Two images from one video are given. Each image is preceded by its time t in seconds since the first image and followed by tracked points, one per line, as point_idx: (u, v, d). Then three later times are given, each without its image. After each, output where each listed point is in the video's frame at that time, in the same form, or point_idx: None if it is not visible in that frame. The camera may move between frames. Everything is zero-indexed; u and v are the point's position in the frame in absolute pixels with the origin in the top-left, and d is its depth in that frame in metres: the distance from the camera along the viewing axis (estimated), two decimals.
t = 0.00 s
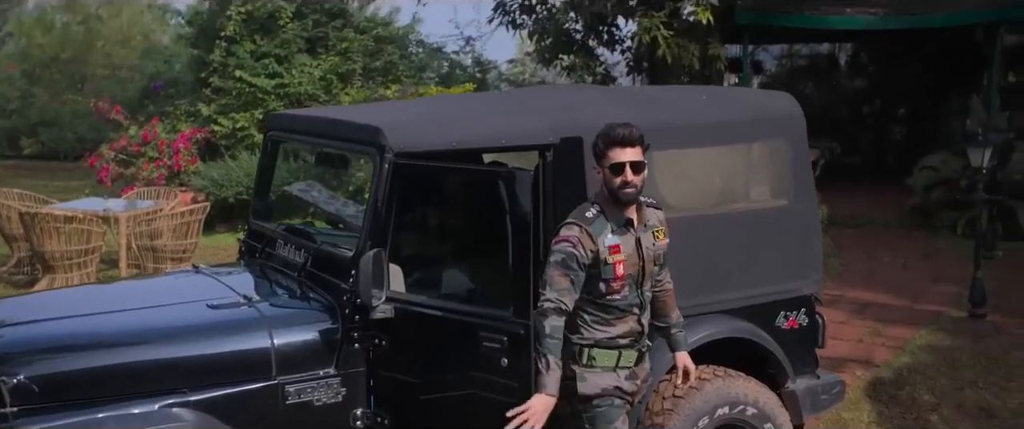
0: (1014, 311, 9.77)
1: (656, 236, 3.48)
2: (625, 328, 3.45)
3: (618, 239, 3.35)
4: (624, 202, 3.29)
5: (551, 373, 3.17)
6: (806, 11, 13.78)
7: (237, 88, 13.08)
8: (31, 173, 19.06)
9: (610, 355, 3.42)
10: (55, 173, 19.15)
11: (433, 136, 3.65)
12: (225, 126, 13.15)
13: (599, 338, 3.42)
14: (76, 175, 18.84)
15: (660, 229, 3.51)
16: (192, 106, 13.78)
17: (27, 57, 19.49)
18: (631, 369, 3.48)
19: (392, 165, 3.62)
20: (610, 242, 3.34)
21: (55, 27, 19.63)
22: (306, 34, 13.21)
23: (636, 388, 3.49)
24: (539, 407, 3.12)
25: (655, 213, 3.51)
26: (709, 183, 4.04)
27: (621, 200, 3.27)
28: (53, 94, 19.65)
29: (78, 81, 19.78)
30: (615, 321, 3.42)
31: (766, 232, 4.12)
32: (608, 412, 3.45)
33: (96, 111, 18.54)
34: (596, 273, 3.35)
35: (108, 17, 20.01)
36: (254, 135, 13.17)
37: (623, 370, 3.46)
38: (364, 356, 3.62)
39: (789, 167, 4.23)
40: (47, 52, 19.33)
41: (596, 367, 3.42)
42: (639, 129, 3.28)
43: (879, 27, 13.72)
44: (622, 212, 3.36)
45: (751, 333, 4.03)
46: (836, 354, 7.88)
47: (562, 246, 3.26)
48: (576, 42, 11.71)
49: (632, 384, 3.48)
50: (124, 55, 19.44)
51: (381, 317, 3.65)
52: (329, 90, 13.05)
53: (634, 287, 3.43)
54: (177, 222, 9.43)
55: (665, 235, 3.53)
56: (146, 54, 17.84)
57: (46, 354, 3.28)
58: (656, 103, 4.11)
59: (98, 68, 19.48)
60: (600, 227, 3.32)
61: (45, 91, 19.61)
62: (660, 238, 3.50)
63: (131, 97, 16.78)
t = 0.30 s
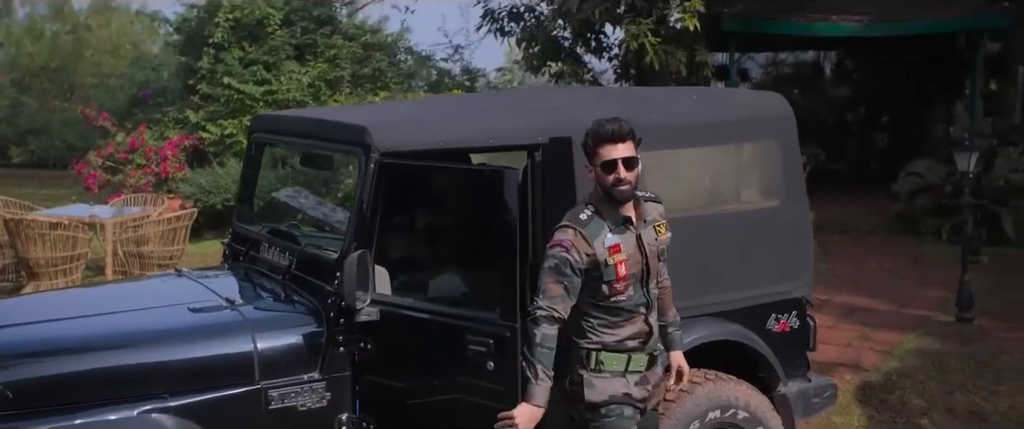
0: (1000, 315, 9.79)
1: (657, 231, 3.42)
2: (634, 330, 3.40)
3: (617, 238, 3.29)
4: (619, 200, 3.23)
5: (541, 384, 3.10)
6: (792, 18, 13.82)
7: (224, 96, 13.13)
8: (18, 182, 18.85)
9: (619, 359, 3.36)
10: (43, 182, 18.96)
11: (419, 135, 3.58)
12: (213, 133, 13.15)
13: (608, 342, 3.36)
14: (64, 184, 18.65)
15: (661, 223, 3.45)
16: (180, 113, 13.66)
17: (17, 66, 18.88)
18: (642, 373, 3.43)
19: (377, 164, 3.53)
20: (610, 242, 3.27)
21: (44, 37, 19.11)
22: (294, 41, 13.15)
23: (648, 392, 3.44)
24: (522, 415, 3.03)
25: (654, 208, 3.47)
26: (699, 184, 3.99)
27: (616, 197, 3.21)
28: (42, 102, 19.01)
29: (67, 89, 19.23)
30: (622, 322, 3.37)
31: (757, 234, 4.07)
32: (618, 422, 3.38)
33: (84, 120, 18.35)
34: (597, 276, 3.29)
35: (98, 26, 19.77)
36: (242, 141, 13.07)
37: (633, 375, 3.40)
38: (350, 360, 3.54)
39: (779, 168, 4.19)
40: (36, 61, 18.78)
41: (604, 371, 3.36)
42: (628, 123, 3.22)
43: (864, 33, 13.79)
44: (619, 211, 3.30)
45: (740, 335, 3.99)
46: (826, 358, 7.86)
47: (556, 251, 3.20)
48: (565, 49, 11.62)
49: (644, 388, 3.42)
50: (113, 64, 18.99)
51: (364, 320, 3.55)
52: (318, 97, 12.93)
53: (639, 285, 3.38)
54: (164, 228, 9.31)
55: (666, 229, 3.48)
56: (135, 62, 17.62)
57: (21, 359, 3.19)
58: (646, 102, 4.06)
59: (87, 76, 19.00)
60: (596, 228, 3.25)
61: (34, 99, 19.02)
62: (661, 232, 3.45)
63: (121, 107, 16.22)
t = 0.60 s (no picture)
0: (984, 319, 9.81)
1: (656, 228, 3.34)
2: (630, 334, 3.31)
3: (609, 235, 3.22)
4: (609, 196, 3.17)
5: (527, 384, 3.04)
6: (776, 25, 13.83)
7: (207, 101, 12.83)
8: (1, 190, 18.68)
9: (617, 364, 3.30)
10: (25, 190, 18.79)
11: (404, 132, 3.54)
12: (197, 140, 12.92)
13: (608, 346, 3.29)
14: (48, 191, 18.51)
15: (660, 220, 3.38)
16: (164, 119, 13.48)
17: (1, 75, 19.06)
18: (643, 378, 3.35)
19: (361, 162, 3.51)
20: (599, 241, 3.19)
21: (29, 45, 19.31)
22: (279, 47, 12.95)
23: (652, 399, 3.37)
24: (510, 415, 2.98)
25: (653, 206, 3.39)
26: (687, 184, 3.95)
27: (606, 193, 3.16)
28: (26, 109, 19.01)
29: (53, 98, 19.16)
30: (618, 325, 3.29)
31: (746, 234, 4.03)
32: None
33: (67, 128, 18.24)
34: (588, 276, 3.22)
35: (84, 35, 19.56)
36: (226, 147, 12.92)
37: (633, 380, 3.33)
38: (332, 361, 3.48)
39: (768, 168, 4.16)
40: (19, 70, 18.94)
41: (601, 378, 3.30)
42: (618, 116, 3.17)
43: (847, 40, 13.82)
44: (610, 208, 3.24)
45: (727, 335, 3.93)
46: (812, 362, 7.85)
47: (538, 249, 3.13)
48: (549, 56, 11.68)
49: (645, 395, 3.34)
50: (100, 73, 18.88)
51: (349, 320, 3.51)
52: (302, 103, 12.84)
53: (635, 285, 3.29)
54: (146, 233, 9.18)
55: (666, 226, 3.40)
56: (120, 70, 17.53)
57: None
58: (634, 99, 4.01)
59: (73, 85, 18.95)
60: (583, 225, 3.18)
61: (18, 107, 18.98)
62: (660, 230, 3.37)
63: (103, 110, 16.62)
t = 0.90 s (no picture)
0: (970, 323, 9.81)
1: (650, 229, 3.20)
2: (616, 336, 3.16)
3: (594, 234, 3.12)
4: (602, 192, 3.05)
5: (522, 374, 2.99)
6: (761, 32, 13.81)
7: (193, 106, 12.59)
8: None
9: (602, 366, 3.15)
10: (8, 196, 18.54)
11: (391, 128, 3.48)
12: (183, 145, 12.70)
13: (592, 347, 3.16)
14: (31, 197, 18.28)
15: (659, 222, 3.24)
16: (148, 124, 13.24)
17: None
18: (633, 383, 3.18)
19: (347, 159, 3.45)
20: (580, 238, 3.10)
21: (14, 52, 19.07)
22: (265, 52, 12.74)
23: (642, 405, 3.18)
24: (512, 411, 2.90)
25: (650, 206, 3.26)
26: (679, 183, 3.92)
27: (598, 190, 3.04)
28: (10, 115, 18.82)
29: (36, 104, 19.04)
30: (604, 326, 3.15)
31: (738, 233, 3.99)
32: None
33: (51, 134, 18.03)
34: (569, 275, 3.12)
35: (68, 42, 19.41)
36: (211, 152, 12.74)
37: (620, 384, 3.16)
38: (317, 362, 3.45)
39: (759, 166, 4.12)
40: (4, 77, 18.69)
41: (586, 381, 3.17)
42: (612, 110, 3.06)
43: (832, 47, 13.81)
44: (598, 206, 3.14)
45: (718, 336, 3.88)
46: (800, 366, 7.82)
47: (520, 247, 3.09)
48: (536, 62, 11.56)
49: (633, 400, 3.17)
50: (86, 80, 18.65)
51: (336, 320, 3.45)
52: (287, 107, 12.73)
53: (623, 287, 3.15)
54: (130, 237, 9.12)
55: (665, 228, 3.25)
56: (104, 76, 17.36)
57: None
58: (624, 97, 3.96)
59: (58, 91, 18.80)
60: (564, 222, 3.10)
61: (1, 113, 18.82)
62: (656, 231, 3.23)
63: (87, 116, 16.42)
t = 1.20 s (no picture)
0: (955, 327, 9.81)
1: (636, 231, 3.00)
2: (589, 339, 2.98)
3: (570, 231, 2.97)
4: (591, 188, 2.89)
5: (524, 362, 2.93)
6: (743, 38, 13.80)
7: (172, 111, 12.33)
8: None
9: (575, 369, 3.00)
10: None
11: (375, 124, 3.45)
12: (163, 152, 12.44)
13: (565, 348, 3.01)
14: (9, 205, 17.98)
15: (651, 224, 3.02)
16: (127, 130, 12.95)
17: None
18: (609, 388, 2.99)
19: (329, 154, 3.42)
20: (556, 234, 2.96)
21: None
22: (246, 58, 12.50)
23: (615, 413, 2.98)
24: (516, 400, 2.84)
25: (641, 208, 3.04)
26: (668, 181, 3.87)
27: (587, 186, 2.88)
28: None
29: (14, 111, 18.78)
30: (578, 328, 2.99)
31: (729, 232, 3.93)
32: None
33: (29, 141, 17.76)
34: (543, 272, 3.00)
35: (48, 49, 19.17)
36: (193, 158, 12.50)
37: (593, 388, 2.99)
38: (299, 364, 3.40)
39: (749, 165, 4.06)
40: None
41: (560, 383, 3.02)
42: (601, 103, 2.89)
43: (814, 53, 13.83)
44: (581, 204, 2.99)
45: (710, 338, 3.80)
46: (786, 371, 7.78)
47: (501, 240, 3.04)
48: (519, 68, 11.46)
49: (604, 407, 2.98)
50: (65, 87, 17.80)
51: (322, 319, 3.34)
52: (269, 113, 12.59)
53: (595, 289, 2.97)
54: (110, 243, 9.08)
55: (656, 231, 3.02)
56: (84, 82, 17.12)
57: None
58: (613, 94, 3.89)
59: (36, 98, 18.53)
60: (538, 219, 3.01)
61: None
62: (643, 234, 3.01)
63: (67, 123, 15.31)
